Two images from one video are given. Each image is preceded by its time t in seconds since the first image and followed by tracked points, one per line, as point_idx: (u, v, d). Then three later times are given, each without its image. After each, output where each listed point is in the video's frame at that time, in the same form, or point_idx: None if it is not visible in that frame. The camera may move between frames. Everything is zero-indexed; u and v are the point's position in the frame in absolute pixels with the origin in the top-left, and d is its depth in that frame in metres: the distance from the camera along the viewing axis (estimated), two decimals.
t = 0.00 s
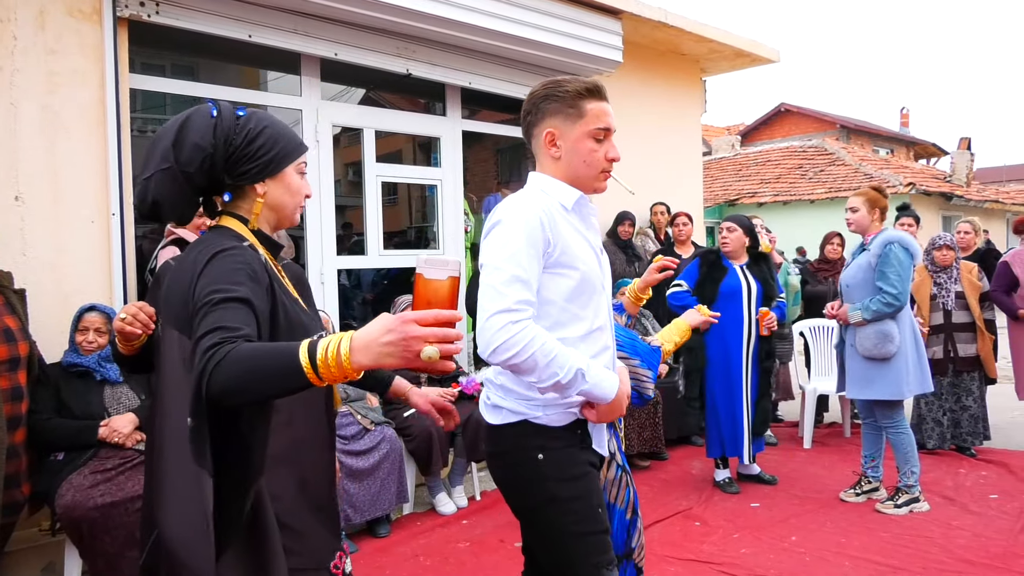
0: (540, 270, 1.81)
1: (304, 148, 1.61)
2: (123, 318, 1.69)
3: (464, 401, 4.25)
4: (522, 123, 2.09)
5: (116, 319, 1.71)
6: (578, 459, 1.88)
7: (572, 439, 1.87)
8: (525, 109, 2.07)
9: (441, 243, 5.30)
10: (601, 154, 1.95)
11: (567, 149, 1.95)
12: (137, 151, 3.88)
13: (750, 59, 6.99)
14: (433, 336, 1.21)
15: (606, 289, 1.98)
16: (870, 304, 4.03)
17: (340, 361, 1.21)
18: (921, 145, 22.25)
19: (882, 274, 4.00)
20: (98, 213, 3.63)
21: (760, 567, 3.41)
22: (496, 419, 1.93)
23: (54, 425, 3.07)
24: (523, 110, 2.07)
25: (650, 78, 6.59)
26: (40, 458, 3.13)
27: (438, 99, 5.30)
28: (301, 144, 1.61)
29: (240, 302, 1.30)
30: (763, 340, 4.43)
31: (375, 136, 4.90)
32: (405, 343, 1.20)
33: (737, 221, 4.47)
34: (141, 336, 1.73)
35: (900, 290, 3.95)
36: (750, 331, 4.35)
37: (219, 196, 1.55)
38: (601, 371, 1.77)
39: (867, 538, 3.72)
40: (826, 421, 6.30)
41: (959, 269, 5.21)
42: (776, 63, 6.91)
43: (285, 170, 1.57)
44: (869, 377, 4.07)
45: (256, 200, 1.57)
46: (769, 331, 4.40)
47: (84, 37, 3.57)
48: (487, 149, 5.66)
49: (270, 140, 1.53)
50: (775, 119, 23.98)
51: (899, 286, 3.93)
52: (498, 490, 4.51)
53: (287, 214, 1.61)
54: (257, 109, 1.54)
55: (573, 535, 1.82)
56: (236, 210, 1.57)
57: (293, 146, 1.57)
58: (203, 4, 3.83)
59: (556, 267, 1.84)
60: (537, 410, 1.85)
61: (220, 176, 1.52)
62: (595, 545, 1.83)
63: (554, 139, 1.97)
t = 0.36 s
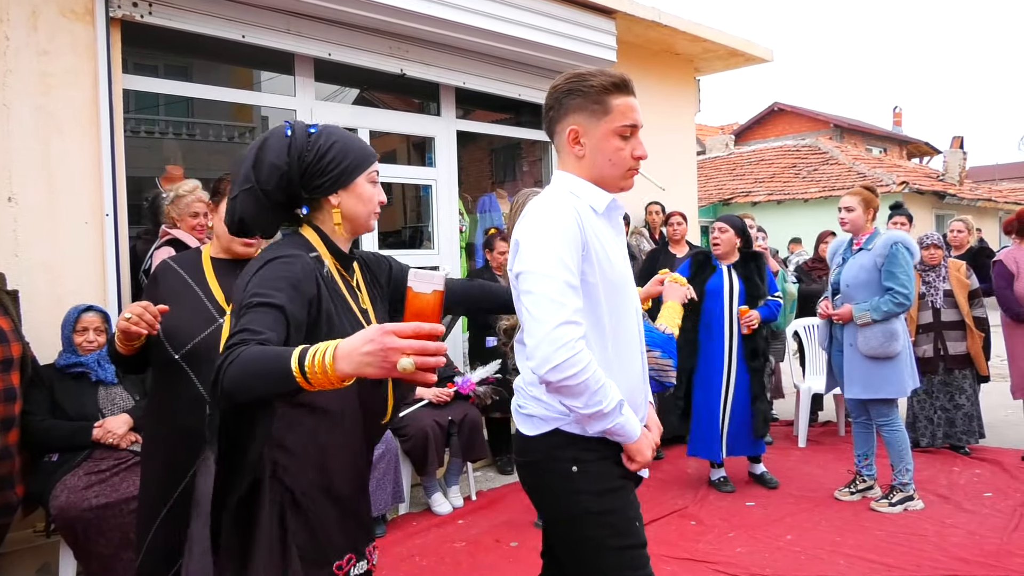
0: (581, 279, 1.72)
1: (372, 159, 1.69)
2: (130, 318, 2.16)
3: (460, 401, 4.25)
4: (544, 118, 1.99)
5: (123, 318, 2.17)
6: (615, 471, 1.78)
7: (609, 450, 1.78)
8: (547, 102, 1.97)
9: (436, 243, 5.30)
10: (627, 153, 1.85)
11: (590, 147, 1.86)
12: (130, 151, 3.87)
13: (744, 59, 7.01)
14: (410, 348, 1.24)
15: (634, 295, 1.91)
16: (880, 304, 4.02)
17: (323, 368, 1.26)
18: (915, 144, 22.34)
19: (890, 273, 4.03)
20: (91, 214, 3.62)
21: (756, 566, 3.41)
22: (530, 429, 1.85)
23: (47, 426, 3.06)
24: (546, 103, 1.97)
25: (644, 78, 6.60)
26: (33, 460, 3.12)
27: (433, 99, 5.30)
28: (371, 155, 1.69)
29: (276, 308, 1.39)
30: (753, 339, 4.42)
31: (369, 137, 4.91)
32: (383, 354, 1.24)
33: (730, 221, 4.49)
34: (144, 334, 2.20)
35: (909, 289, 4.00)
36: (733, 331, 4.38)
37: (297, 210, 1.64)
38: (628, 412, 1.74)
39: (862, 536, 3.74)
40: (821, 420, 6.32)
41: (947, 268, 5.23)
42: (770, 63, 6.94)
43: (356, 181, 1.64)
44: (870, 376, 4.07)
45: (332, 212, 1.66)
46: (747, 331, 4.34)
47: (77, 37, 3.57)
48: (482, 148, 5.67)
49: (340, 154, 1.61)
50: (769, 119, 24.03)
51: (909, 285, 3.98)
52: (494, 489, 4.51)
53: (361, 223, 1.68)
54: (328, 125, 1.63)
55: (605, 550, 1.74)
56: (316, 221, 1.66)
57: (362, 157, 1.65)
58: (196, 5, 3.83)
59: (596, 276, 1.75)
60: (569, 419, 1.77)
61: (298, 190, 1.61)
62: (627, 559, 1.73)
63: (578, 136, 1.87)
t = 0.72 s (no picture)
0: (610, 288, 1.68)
1: (406, 163, 1.74)
2: (133, 321, 2.14)
3: (458, 402, 4.24)
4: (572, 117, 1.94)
5: (126, 322, 2.15)
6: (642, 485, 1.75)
7: (635, 463, 1.75)
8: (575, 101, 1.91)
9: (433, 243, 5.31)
10: (659, 155, 1.80)
11: (621, 150, 1.81)
12: (128, 151, 3.87)
13: (741, 60, 7.01)
14: (401, 343, 1.25)
15: (667, 300, 1.86)
16: (881, 304, 4.01)
17: (322, 361, 1.29)
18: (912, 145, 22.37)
19: (892, 273, 4.02)
20: (89, 214, 3.61)
21: (754, 567, 3.41)
22: (553, 440, 1.82)
23: (44, 427, 3.06)
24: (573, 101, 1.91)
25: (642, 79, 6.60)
26: (31, 460, 3.11)
27: (431, 99, 5.30)
28: (405, 159, 1.74)
29: (297, 305, 1.46)
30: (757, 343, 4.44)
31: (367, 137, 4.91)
32: (375, 349, 1.26)
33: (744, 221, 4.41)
34: (146, 336, 2.17)
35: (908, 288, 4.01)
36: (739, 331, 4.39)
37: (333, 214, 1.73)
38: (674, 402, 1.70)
39: (859, 537, 3.74)
40: (818, 421, 6.32)
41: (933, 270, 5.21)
42: (768, 64, 6.94)
43: (388, 184, 1.69)
44: (870, 375, 4.07)
45: (366, 215, 1.72)
46: (754, 337, 4.36)
47: (74, 37, 3.56)
48: (480, 149, 5.67)
49: (372, 158, 1.68)
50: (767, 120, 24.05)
51: (909, 285, 3.99)
52: (492, 490, 4.51)
53: (393, 225, 1.73)
54: (361, 132, 1.71)
55: (632, 566, 1.72)
56: (349, 224, 1.73)
57: (395, 161, 1.71)
58: (194, 5, 3.82)
59: (624, 284, 1.71)
60: (598, 427, 1.75)
61: (333, 195, 1.70)
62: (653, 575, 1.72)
63: (606, 139, 1.82)
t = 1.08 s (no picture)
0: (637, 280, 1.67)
1: (374, 161, 1.67)
2: (102, 320, 2.18)
3: (456, 402, 4.24)
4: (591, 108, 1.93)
5: (95, 320, 2.20)
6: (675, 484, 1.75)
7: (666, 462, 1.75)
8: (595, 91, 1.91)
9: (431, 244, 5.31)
10: (679, 146, 1.80)
11: (641, 140, 1.81)
12: (126, 151, 3.87)
13: (739, 61, 7.02)
14: (427, 323, 1.27)
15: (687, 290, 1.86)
16: (878, 305, 4.02)
17: (345, 344, 1.29)
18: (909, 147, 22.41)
19: (888, 274, 4.05)
20: (87, 214, 3.61)
21: (750, 567, 3.41)
22: (582, 438, 1.82)
23: (41, 427, 3.03)
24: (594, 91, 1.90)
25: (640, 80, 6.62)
26: (27, 460, 3.10)
27: (429, 99, 5.30)
28: (373, 155, 1.68)
29: (287, 293, 1.45)
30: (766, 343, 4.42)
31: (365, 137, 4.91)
32: (401, 330, 1.28)
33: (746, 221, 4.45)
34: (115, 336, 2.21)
35: (906, 289, 4.03)
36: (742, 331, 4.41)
37: (298, 204, 1.75)
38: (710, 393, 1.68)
39: (856, 538, 3.74)
40: (815, 421, 6.33)
41: (922, 270, 5.22)
42: (765, 65, 6.95)
43: (348, 181, 1.65)
44: (868, 376, 4.08)
45: (327, 208, 1.70)
46: (756, 338, 4.34)
47: (72, 36, 3.56)
48: (478, 149, 5.67)
49: (336, 154, 1.65)
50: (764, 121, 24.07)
51: (905, 285, 4.01)
52: (489, 490, 4.51)
53: (352, 222, 1.69)
54: (334, 127, 1.68)
55: (652, 567, 1.72)
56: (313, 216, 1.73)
57: (361, 157, 1.66)
58: (192, 4, 3.82)
59: (648, 277, 1.71)
60: (627, 426, 1.75)
61: (295, 186, 1.70)
62: None
63: (627, 129, 1.81)
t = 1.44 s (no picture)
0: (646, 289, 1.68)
1: (348, 172, 1.61)
2: (36, 326, 2.34)
3: (451, 402, 4.24)
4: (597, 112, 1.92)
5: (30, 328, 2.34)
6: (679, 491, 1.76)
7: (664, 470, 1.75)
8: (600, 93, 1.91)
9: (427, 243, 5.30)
10: (687, 147, 1.79)
11: (648, 142, 1.80)
12: (121, 151, 3.85)
13: (735, 60, 7.03)
14: (435, 304, 1.33)
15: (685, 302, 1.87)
16: (873, 304, 4.03)
17: (352, 324, 1.32)
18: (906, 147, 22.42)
19: (882, 273, 4.06)
20: (82, 214, 3.60)
21: (746, 567, 3.41)
22: (576, 445, 1.82)
23: (37, 428, 2.97)
24: (598, 94, 1.90)
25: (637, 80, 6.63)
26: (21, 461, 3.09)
27: (425, 99, 5.30)
28: (353, 171, 1.62)
29: (270, 283, 1.46)
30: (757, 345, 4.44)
31: (361, 137, 4.91)
32: (410, 309, 1.32)
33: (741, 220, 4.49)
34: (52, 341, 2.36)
35: (900, 288, 4.04)
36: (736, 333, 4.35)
37: (274, 199, 1.74)
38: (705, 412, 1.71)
39: (851, 537, 3.74)
40: (811, 421, 6.34)
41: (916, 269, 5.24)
42: (761, 64, 6.95)
43: (318, 187, 1.61)
44: (864, 375, 4.08)
45: (295, 210, 1.67)
46: (751, 336, 4.36)
47: (66, 36, 3.55)
48: (474, 149, 5.67)
49: (313, 159, 1.61)
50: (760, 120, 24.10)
51: (900, 284, 4.02)
52: (485, 490, 4.51)
53: (314, 228, 1.64)
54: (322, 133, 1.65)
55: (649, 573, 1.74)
56: (283, 213, 1.71)
57: (335, 166, 1.61)
58: (187, 3, 3.81)
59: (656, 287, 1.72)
60: (621, 432, 1.74)
61: (277, 183, 1.70)
62: None
63: (633, 130, 1.82)
